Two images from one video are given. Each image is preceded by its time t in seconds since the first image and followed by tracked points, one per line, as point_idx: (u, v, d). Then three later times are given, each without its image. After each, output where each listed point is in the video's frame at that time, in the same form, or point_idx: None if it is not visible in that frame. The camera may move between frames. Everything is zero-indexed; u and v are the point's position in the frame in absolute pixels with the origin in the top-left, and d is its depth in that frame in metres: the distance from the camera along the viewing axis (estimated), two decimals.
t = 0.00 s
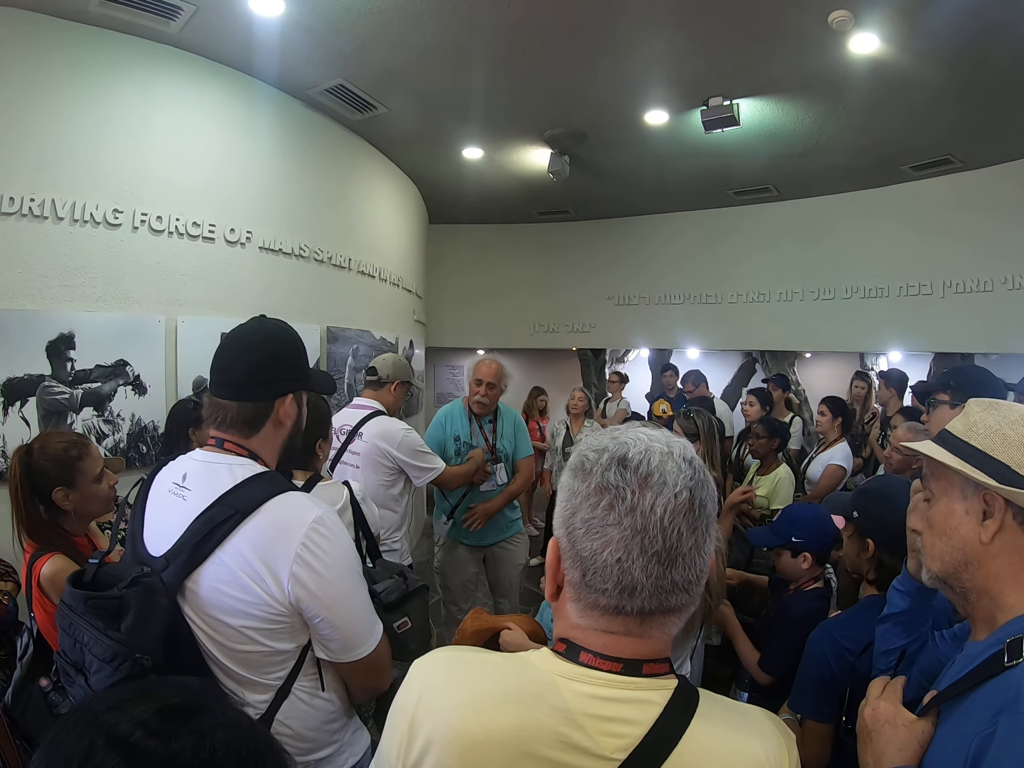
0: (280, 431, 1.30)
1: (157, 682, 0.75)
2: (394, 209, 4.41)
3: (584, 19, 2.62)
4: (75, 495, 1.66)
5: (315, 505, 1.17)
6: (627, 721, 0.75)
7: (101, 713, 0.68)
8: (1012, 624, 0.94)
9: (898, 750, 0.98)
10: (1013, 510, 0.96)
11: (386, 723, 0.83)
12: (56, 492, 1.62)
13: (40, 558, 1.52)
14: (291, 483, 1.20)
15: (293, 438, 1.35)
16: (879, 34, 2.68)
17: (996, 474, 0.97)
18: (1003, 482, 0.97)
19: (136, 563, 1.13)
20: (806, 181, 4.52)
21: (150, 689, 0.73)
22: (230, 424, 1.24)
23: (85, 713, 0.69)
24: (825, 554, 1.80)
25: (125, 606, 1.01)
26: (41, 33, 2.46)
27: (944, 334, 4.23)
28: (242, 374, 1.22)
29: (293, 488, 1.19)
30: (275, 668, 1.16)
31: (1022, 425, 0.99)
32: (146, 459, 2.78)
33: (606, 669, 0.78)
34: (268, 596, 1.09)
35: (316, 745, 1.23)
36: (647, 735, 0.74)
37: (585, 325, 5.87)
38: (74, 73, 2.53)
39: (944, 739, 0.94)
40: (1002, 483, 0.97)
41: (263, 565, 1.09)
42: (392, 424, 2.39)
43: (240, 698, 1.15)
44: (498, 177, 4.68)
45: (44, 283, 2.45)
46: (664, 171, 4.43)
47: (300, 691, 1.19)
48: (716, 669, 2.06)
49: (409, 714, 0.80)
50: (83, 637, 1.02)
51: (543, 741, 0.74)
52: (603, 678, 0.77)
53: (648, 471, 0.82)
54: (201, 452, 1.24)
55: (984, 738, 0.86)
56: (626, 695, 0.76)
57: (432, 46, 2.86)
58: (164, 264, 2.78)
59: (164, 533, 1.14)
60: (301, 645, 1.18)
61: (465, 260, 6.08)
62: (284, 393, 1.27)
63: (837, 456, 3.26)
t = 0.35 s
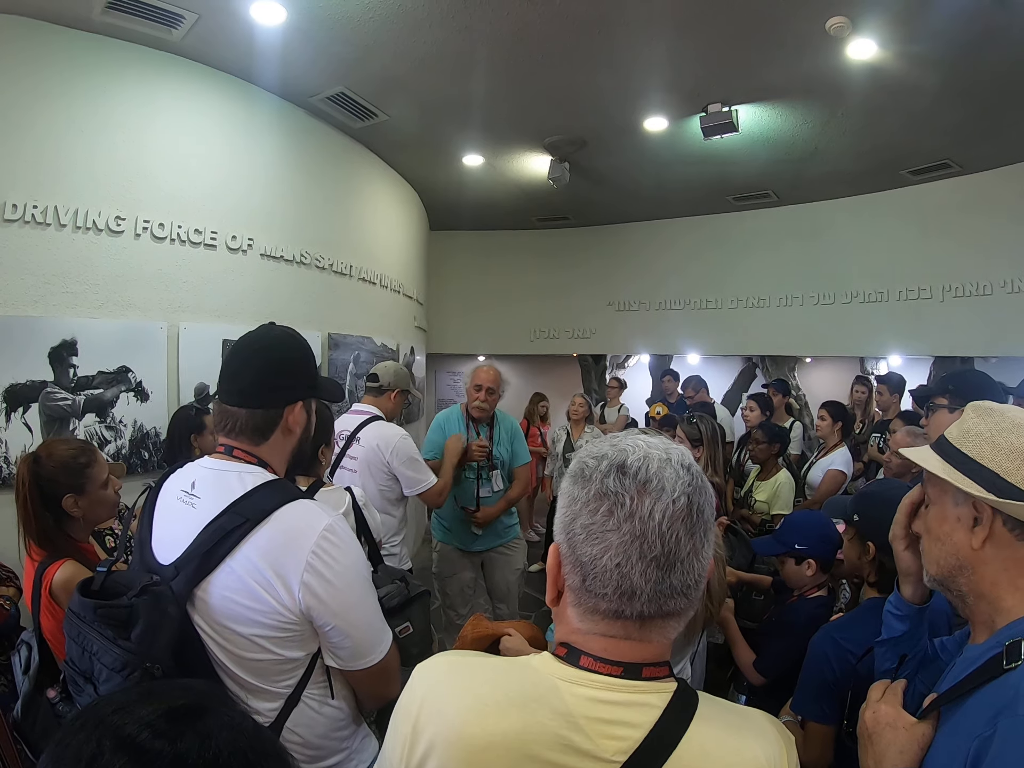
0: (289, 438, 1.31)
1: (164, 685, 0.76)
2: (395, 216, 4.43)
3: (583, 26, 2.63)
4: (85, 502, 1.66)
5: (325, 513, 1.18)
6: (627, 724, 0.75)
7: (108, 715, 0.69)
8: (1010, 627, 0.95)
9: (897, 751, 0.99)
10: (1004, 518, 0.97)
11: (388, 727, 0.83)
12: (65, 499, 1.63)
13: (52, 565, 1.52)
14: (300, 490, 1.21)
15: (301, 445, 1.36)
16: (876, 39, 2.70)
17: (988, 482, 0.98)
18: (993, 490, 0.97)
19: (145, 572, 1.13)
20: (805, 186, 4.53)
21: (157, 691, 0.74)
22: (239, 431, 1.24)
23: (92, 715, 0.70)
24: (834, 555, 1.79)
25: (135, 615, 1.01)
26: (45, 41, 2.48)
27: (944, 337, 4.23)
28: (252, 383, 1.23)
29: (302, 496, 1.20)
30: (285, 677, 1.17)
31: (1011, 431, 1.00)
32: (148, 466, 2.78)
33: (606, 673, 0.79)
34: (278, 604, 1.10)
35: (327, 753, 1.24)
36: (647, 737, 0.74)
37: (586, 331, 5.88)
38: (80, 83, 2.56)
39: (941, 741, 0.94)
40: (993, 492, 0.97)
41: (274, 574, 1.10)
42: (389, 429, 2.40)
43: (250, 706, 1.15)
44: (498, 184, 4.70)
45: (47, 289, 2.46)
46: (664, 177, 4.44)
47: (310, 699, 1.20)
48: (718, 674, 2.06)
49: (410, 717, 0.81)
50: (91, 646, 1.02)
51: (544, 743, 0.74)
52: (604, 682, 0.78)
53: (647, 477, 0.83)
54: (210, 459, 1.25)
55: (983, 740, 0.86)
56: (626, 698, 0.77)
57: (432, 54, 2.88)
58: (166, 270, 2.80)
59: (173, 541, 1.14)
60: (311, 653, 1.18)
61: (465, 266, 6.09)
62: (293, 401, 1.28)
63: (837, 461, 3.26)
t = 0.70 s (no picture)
0: (298, 444, 1.32)
1: (164, 688, 0.77)
2: (392, 222, 4.44)
3: (579, 31, 2.64)
4: (93, 506, 1.68)
5: (339, 520, 1.19)
6: (625, 724, 0.75)
7: (108, 718, 0.70)
8: (1011, 627, 0.94)
9: (899, 752, 0.99)
10: (991, 517, 0.98)
11: (388, 730, 0.83)
12: (76, 504, 1.64)
13: (64, 569, 1.52)
14: (315, 499, 1.22)
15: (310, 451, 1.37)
16: (871, 41, 2.70)
17: (975, 484, 0.99)
18: (981, 490, 0.98)
19: (154, 583, 1.12)
20: (802, 188, 4.55)
21: (158, 694, 0.74)
22: (249, 438, 1.25)
23: (93, 716, 0.71)
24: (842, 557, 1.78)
25: (149, 629, 1.01)
26: (43, 50, 2.49)
27: (942, 338, 4.23)
28: (261, 389, 1.23)
29: (316, 504, 1.21)
30: (300, 687, 1.17)
31: (995, 432, 1.01)
32: (148, 472, 2.78)
33: (604, 673, 0.79)
34: (294, 612, 1.11)
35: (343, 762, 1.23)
36: (645, 738, 0.74)
37: (584, 334, 5.89)
38: (81, 91, 2.57)
39: (943, 740, 0.94)
40: (980, 491, 0.98)
41: (290, 582, 1.10)
42: (370, 432, 2.41)
43: (263, 719, 1.14)
44: (496, 189, 4.71)
45: (45, 296, 2.46)
46: (661, 180, 4.45)
47: (325, 708, 1.20)
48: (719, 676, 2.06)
49: (410, 719, 0.81)
50: (103, 662, 1.00)
51: (542, 744, 0.74)
52: (601, 682, 0.78)
53: (642, 479, 0.83)
54: (218, 467, 1.26)
55: (984, 740, 0.86)
56: (623, 699, 0.77)
57: (429, 60, 2.89)
58: (164, 276, 2.80)
59: (184, 551, 1.14)
60: (326, 661, 1.19)
61: (464, 270, 6.10)
62: (303, 408, 1.29)
63: (834, 464, 3.26)
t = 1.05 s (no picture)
0: (306, 451, 1.33)
1: (161, 693, 0.78)
2: (388, 226, 4.44)
3: (573, 34, 2.64)
4: (91, 512, 1.67)
5: (354, 528, 1.20)
6: (620, 728, 0.75)
7: (103, 723, 0.71)
8: (1012, 626, 0.94)
9: (900, 754, 0.98)
10: (987, 518, 0.98)
11: (384, 737, 0.83)
12: (72, 510, 1.62)
13: (60, 576, 1.51)
14: (328, 505, 1.22)
15: (318, 458, 1.37)
16: (864, 44, 2.72)
17: (971, 486, 1.00)
18: (976, 492, 0.99)
19: (163, 597, 1.10)
20: (797, 190, 4.56)
21: (153, 699, 0.75)
22: (258, 445, 1.25)
23: (87, 723, 0.71)
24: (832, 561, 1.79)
25: (161, 645, 1.01)
26: (40, 55, 2.49)
27: (937, 338, 4.25)
28: (271, 395, 1.23)
29: (330, 511, 1.22)
30: (314, 698, 1.17)
31: (989, 433, 1.01)
32: (144, 478, 2.76)
33: (599, 678, 0.79)
34: (311, 622, 1.11)
35: None
36: (642, 742, 0.74)
37: (580, 337, 5.89)
38: (79, 97, 2.57)
39: (943, 742, 0.93)
40: (973, 492, 0.99)
41: (308, 592, 1.11)
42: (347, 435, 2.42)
43: (276, 730, 1.14)
44: (491, 193, 4.72)
45: (41, 302, 2.46)
46: (657, 183, 4.46)
47: (340, 717, 1.22)
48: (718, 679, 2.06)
49: (406, 723, 0.81)
50: (113, 679, 1.03)
51: (537, 749, 0.74)
52: (596, 686, 0.78)
53: (635, 482, 0.83)
54: (225, 474, 1.25)
55: (985, 741, 0.86)
56: (618, 703, 0.77)
57: (423, 63, 2.89)
58: (160, 281, 2.80)
59: (195, 562, 1.13)
60: (340, 671, 1.19)
61: (460, 273, 6.10)
62: (313, 414, 1.29)
63: (828, 465, 3.25)
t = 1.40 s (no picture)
0: (314, 456, 1.32)
1: (157, 697, 0.78)
2: (383, 230, 4.44)
3: (568, 37, 2.65)
4: (83, 523, 1.66)
5: (367, 534, 1.21)
6: (612, 732, 0.75)
7: (97, 728, 0.71)
8: (1009, 627, 0.94)
9: (896, 757, 0.98)
10: (995, 519, 0.98)
11: (378, 743, 0.83)
12: (63, 521, 1.62)
13: (50, 586, 1.50)
14: (338, 511, 1.22)
15: (324, 464, 1.37)
16: (858, 45, 2.72)
17: (979, 485, 0.99)
18: (983, 492, 0.99)
19: (170, 607, 1.09)
20: (792, 192, 4.57)
21: (148, 704, 0.75)
22: (267, 451, 1.25)
23: (82, 727, 0.71)
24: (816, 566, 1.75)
25: (175, 656, 1.01)
26: (34, 59, 2.49)
27: (933, 338, 4.26)
28: (281, 401, 1.23)
29: (341, 517, 1.22)
30: (326, 705, 1.17)
31: (1000, 433, 1.01)
32: (140, 482, 2.76)
33: (591, 682, 0.79)
34: (328, 628, 1.12)
35: None
36: (635, 745, 0.74)
37: (576, 340, 5.90)
38: (73, 101, 2.57)
39: (940, 742, 0.93)
40: (980, 490, 0.99)
41: (325, 598, 1.12)
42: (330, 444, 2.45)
43: (288, 738, 1.15)
44: (486, 196, 4.72)
45: (36, 307, 2.45)
46: (653, 185, 4.46)
47: (352, 721, 1.23)
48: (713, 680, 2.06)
49: (398, 730, 0.81)
50: (122, 691, 1.01)
51: (530, 754, 0.74)
52: (588, 690, 0.78)
53: (625, 486, 0.83)
54: (231, 480, 1.25)
55: (980, 742, 0.86)
56: (609, 708, 0.77)
57: (417, 67, 2.90)
58: (156, 285, 2.79)
59: (202, 573, 1.11)
60: (353, 678, 1.20)
61: (456, 276, 6.10)
62: (321, 420, 1.29)
63: (821, 465, 3.26)
